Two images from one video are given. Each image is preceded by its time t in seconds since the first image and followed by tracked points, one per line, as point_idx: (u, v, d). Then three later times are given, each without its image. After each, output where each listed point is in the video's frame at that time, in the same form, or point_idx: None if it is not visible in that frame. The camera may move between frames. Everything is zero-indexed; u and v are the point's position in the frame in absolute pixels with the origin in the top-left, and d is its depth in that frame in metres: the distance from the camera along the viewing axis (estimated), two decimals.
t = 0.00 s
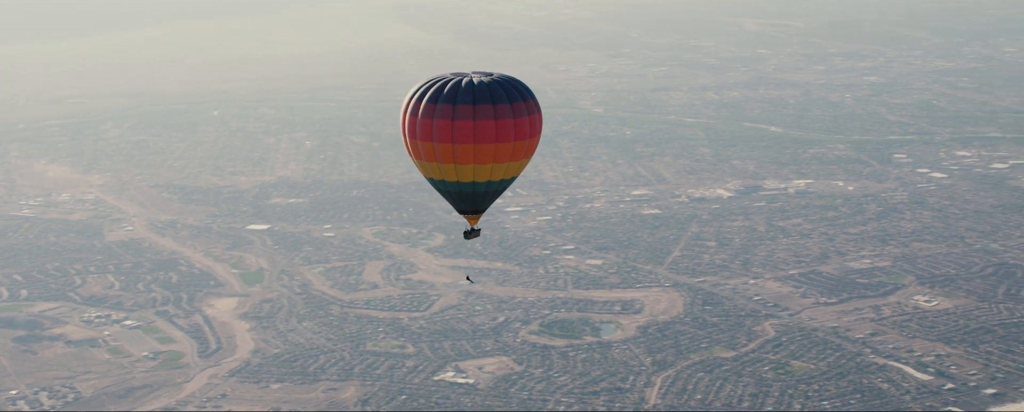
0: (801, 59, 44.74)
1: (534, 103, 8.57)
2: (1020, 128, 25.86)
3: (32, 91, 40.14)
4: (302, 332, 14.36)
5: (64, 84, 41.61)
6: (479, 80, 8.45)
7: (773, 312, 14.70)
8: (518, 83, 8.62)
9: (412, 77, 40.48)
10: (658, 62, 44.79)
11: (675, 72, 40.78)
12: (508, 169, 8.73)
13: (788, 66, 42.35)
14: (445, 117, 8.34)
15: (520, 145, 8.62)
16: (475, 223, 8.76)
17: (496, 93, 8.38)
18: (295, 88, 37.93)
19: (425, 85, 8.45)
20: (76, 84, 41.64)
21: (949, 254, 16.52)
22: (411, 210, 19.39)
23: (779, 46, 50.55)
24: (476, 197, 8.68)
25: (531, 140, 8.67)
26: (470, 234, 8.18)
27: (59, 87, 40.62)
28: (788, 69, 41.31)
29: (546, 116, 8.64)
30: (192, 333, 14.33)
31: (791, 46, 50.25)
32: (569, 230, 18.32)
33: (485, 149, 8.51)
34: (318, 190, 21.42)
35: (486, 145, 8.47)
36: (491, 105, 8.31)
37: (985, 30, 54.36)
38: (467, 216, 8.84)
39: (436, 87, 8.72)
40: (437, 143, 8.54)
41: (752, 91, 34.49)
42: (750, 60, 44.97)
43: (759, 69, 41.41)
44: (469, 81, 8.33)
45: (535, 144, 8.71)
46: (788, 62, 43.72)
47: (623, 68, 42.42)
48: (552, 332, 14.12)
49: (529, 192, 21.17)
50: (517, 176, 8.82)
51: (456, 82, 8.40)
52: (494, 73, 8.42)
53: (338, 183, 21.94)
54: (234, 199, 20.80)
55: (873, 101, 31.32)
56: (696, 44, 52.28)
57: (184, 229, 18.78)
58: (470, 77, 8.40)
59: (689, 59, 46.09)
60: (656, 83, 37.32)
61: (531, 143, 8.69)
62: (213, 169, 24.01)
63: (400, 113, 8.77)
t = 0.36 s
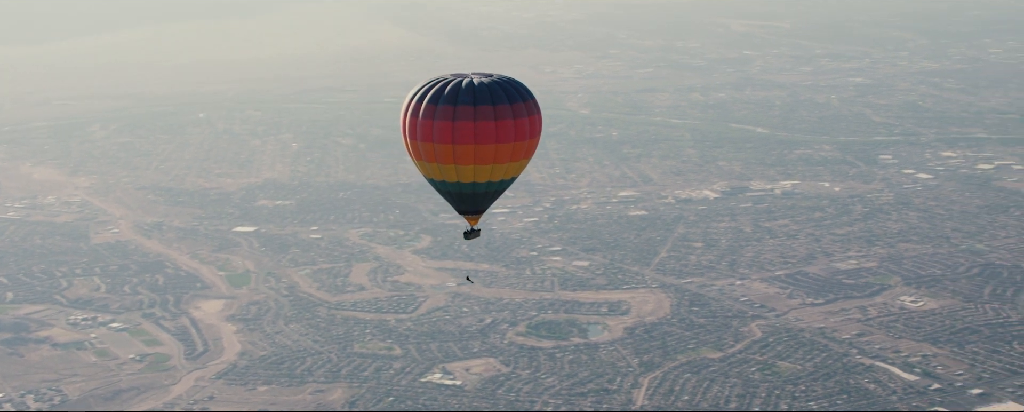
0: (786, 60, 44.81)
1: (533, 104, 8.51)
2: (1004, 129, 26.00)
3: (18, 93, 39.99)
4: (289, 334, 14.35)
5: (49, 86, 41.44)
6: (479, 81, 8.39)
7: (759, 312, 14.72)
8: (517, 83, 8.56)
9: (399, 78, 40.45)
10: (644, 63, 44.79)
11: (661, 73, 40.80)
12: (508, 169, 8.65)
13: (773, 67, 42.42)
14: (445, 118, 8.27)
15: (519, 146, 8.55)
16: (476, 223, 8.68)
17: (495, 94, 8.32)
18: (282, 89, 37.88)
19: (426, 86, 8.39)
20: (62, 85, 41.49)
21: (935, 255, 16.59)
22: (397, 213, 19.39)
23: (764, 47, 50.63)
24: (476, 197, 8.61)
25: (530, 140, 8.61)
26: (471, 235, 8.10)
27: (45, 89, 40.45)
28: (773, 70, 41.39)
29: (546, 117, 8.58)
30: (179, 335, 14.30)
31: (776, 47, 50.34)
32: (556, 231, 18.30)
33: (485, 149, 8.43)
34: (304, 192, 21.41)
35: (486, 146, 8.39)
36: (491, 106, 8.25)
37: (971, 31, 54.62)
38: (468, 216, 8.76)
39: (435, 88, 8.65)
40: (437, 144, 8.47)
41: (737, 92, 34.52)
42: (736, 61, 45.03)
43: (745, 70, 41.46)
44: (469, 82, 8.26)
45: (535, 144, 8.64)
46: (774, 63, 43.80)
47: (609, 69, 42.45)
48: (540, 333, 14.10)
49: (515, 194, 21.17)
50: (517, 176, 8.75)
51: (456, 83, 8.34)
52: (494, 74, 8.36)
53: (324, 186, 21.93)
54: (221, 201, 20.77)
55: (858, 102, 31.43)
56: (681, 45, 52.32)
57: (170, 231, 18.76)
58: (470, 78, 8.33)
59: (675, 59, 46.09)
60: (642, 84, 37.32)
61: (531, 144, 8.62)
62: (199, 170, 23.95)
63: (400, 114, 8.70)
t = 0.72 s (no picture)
0: (769, 62, 44.91)
1: (534, 104, 8.49)
2: (985, 130, 26.18)
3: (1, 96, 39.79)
4: (273, 336, 14.32)
5: (31, 88, 41.25)
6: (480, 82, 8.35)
7: (743, 314, 14.74)
8: (517, 84, 8.54)
9: (384, 80, 40.44)
10: (627, 65, 44.85)
11: (644, 75, 40.86)
12: (509, 169, 8.64)
13: (756, 69, 42.51)
14: (446, 119, 8.24)
15: (520, 146, 8.54)
16: (476, 224, 8.68)
17: (496, 95, 8.29)
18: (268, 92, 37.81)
19: (427, 86, 8.34)
20: (46, 88, 41.32)
21: (917, 255, 16.66)
22: (380, 216, 19.40)
23: (746, 48, 50.77)
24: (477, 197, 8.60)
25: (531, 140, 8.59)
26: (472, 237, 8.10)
27: (27, 91, 40.26)
28: (756, 71, 41.49)
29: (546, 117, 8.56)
30: (162, 339, 14.27)
31: (758, 49, 50.49)
32: (539, 233, 18.31)
33: (486, 150, 8.41)
34: (288, 195, 21.39)
35: (486, 147, 8.38)
36: (492, 107, 8.22)
37: (955, 32, 54.98)
38: (468, 217, 8.76)
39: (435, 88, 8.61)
40: (438, 145, 8.44)
41: (720, 94, 34.57)
42: (720, 63, 45.11)
43: (727, 72, 41.56)
44: (470, 83, 8.23)
45: (536, 144, 8.63)
46: (757, 64, 43.92)
47: (593, 71, 42.50)
48: (524, 335, 14.09)
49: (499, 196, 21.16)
50: (517, 176, 8.74)
51: (457, 84, 8.30)
52: (494, 75, 8.32)
53: (307, 188, 21.92)
54: (204, 204, 20.73)
55: (840, 104, 31.57)
56: (664, 47, 52.39)
57: (153, 234, 18.72)
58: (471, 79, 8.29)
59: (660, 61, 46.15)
60: (627, 86, 37.35)
61: (531, 145, 8.61)
62: (182, 173, 23.90)
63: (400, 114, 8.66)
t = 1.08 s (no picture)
0: (754, 63, 44.96)
1: (534, 106, 8.62)
2: (969, 131, 26.31)
3: None
4: (259, 338, 14.30)
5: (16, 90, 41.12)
6: (481, 83, 8.48)
7: (728, 315, 14.76)
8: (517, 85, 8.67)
9: (372, 82, 40.43)
10: (613, 67, 44.89)
11: (630, 76, 40.90)
12: (509, 170, 8.76)
13: (741, 70, 42.59)
14: (448, 120, 8.36)
15: (520, 147, 8.66)
16: (477, 223, 8.79)
17: (497, 96, 8.42)
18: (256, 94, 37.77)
19: (428, 88, 8.46)
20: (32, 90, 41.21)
21: (903, 256, 16.71)
22: (366, 219, 19.40)
23: (732, 50, 50.85)
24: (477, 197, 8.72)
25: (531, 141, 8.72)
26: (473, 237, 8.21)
27: (13, 93, 40.13)
28: (740, 73, 41.57)
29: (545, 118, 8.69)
30: (148, 341, 14.24)
31: (744, 50, 50.59)
32: (525, 234, 18.31)
33: (487, 150, 8.53)
34: (274, 196, 21.39)
35: (487, 147, 8.50)
36: (493, 108, 8.35)
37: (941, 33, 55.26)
38: (468, 217, 8.86)
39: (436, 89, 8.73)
40: (439, 145, 8.55)
41: (705, 95, 34.63)
42: (705, 64, 45.17)
43: (713, 73, 41.63)
44: (471, 84, 8.36)
45: (535, 145, 8.75)
46: (743, 65, 43.99)
47: (578, 73, 42.53)
48: (510, 337, 14.08)
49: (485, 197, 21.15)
50: (517, 177, 8.86)
51: (459, 85, 8.42)
52: (495, 76, 8.45)
53: (293, 190, 21.91)
54: (189, 206, 20.71)
55: (826, 105, 31.68)
56: (649, 48, 52.44)
57: (139, 237, 18.69)
58: (471, 80, 8.42)
59: (646, 62, 46.19)
60: (614, 87, 37.39)
61: (531, 146, 8.74)
62: (168, 175, 23.88)
63: (402, 115, 8.77)
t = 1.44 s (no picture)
0: (740, 64, 45.01)
1: (533, 106, 8.67)
2: (955, 131, 26.42)
3: None
4: (246, 340, 14.29)
5: (4, 93, 41.01)
6: (481, 84, 8.52)
7: (716, 315, 14.78)
8: (516, 86, 8.71)
9: (360, 83, 40.42)
10: (600, 68, 44.93)
11: (616, 77, 40.94)
12: (510, 169, 8.81)
13: (727, 71, 42.66)
14: (449, 121, 8.40)
15: (520, 147, 8.72)
16: (477, 223, 8.84)
17: (497, 97, 8.47)
18: (244, 95, 37.74)
19: (430, 88, 8.51)
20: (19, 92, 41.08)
21: (889, 257, 16.76)
22: (353, 220, 19.40)
23: (718, 51, 50.93)
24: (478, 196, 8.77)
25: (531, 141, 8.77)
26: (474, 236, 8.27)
27: (0, 95, 40.02)
28: (726, 74, 41.63)
29: (544, 118, 8.74)
30: (135, 343, 14.22)
31: (730, 51, 50.66)
32: (512, 235, 18.32)
33: (487, 150, 8.58)
34: (261, 198, 21.37)
35: (488, 147, 8.55)
36: (493, 109, 8.40)
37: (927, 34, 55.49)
38: (469, 216, 8.91)
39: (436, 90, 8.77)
40: (440, 146, 8.60)
41: (692, 96, 34.67)
42: (692, 65, 45.22)
43: (699, 74, 41.69)
44: (472, 85, 8.40)
45: (535, 145, 8.81)
46: (730, 67, 44.05)
47: (565, 74, 42.56)
48: (497, 338, 14.07)
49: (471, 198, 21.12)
50: (517, 177, 8.92)
51: (460, 86, 8.47)
52: (495, 77, 8.49)
53: (280, 192, 21.90)
54: (176, 208, 20.68)
55: (812, 106, 31.77)
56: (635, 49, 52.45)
57: (126, 239, 18.67)
58: (471, 81, 8.46)
59: (633, 63, 46.23)
60: (602, 88, 37.41)
61: (530, 146, 8.80)
62: (154, 177, 23.84)
63: (403, 116, 8.81)
